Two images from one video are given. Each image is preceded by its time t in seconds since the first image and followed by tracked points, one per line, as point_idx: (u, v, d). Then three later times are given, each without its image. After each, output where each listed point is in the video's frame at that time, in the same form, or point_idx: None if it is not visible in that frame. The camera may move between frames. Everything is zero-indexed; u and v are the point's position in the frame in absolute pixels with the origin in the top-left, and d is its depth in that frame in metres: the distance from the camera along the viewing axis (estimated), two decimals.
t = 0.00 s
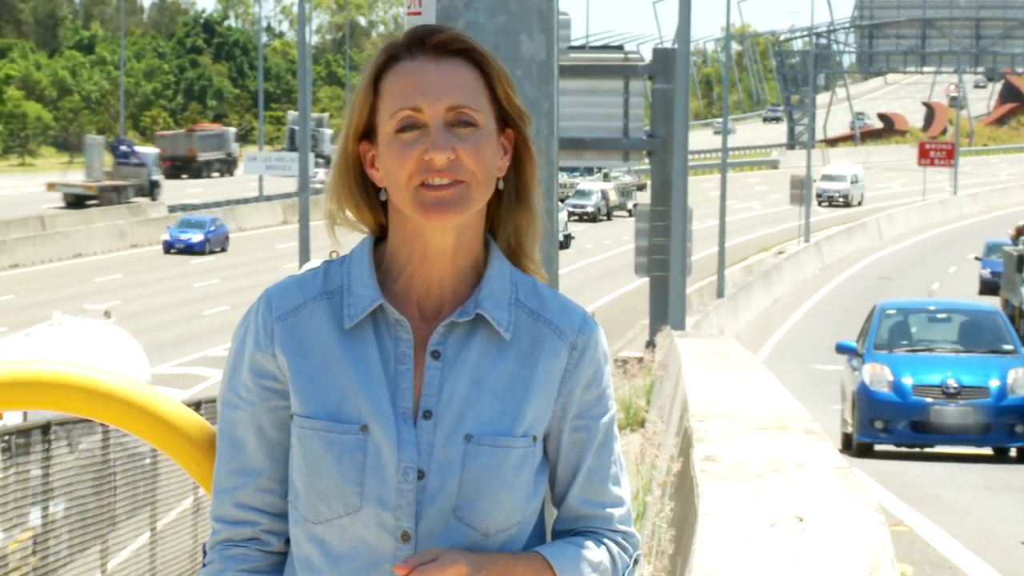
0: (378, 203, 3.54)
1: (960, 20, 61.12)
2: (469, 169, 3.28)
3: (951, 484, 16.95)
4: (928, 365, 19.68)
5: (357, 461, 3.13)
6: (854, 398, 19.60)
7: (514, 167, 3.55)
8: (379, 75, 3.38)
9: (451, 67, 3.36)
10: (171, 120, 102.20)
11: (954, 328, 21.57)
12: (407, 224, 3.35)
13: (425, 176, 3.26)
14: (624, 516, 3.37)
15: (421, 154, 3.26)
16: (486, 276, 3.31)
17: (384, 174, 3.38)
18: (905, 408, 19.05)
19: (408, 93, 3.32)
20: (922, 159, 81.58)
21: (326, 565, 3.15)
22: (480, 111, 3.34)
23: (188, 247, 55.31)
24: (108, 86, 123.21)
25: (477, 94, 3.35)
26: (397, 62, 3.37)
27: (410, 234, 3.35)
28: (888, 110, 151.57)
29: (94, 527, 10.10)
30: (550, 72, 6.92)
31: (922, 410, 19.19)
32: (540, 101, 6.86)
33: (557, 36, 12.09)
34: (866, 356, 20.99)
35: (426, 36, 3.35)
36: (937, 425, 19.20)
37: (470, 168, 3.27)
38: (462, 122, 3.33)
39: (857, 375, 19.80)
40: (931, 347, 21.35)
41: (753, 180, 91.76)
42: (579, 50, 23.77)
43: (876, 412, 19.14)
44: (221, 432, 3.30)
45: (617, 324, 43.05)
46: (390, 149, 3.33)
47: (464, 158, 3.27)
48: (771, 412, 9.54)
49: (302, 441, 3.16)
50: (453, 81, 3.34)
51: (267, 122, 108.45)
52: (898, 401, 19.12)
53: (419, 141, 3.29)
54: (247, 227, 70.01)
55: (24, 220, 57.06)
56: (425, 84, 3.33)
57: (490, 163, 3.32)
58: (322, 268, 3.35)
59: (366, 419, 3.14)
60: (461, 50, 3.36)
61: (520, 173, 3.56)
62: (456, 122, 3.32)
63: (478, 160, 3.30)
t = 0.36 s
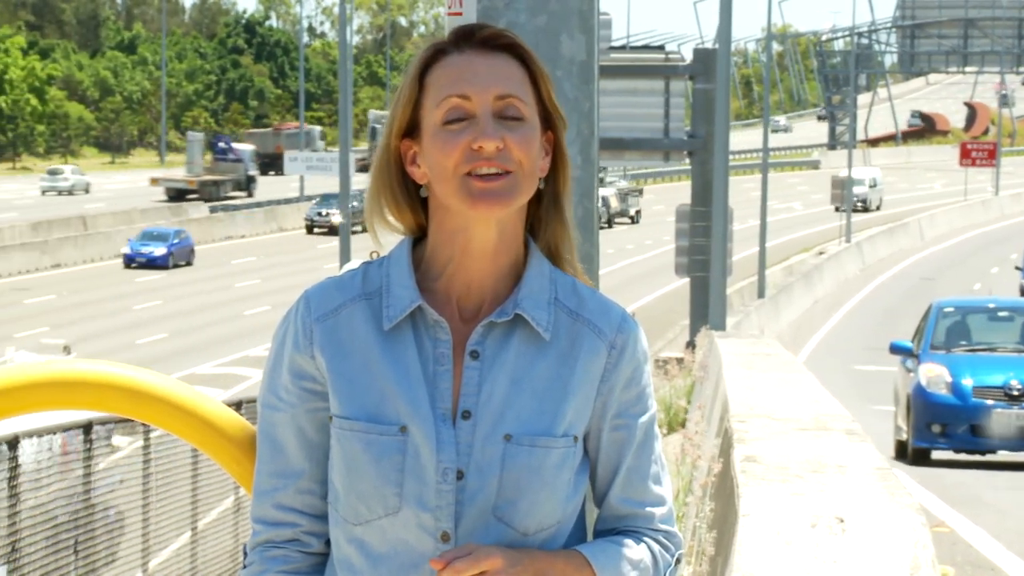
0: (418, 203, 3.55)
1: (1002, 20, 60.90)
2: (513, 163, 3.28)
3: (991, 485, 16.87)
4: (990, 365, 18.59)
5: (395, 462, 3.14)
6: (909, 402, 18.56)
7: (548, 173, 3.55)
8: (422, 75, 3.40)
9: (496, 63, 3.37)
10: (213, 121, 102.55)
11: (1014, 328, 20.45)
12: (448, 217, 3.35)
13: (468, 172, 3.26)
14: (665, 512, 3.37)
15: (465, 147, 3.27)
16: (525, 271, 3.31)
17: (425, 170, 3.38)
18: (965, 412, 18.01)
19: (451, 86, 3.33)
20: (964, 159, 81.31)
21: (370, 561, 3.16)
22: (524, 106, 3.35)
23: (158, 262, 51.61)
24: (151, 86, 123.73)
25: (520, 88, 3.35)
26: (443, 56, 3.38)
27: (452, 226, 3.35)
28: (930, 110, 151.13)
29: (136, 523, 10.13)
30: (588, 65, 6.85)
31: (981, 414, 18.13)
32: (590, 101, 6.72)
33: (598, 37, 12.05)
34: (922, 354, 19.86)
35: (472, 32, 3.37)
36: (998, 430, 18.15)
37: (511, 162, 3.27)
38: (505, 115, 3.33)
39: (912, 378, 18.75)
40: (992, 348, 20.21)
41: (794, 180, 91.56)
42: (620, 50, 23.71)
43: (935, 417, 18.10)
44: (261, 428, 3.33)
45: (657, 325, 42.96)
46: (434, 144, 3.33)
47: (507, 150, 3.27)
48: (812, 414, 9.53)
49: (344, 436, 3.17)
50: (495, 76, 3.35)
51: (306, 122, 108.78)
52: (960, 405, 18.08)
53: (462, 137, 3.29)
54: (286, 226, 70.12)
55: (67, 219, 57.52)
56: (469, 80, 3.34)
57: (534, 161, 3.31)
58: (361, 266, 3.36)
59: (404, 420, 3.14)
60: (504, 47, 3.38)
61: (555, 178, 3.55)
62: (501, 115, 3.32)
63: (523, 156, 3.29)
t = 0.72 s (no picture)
0: (459, 202, 3.56)
1: None
2: (553, 172, 3.28)
3: None
4: None
5: (432, 461, 3.14)
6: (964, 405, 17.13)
7: (587, 181, 3.54)
8: (462, 76, 3.40)
9: (538, 68, 3.36)
10: (250, 123, 103.01)
11: None
12: (488, 219, 3.35)
13: (510, 177, 3.26)
14: (701, 512, 3.37)
15: (507, 158, 3.27)
16: (561, 275, 3.31)
17: (466, 171, 3.39)
18: None
19: (491, 91, 3.33)
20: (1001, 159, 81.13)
21: (406, 562, 3.17)
22: (565, 110, 3.33)
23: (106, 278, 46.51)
24: (188, 87, 124.41)
25: (561, 95, 3.34)
26: (483, 61, 3.37)
27: (490, 228, 3.35)
28: (968, 111, 150.98)
29: (173, 523, 10.16)
30: (625, 67, 6.34)
31: None
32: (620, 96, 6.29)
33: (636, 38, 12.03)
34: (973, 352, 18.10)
35: (515, 37, 3.36)
36: None
37: (552, 171, 3.27)
38: (548, 120, 3.32)
39: (967, 379, 17.25)
40: None
41: (831, 180, 91.45)
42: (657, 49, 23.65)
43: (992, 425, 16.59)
44: (297, 431, 3.35)
45: (693, 325, 42.87)
46: (475, 148, 3.34)
47: (550, 158, 3.27)
48: (850, 415, 9.51)
49: (381, 437, 3.18)
50: (537, 77, 3.34)
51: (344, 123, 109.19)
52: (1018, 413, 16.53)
53: (503, 141, 3.30)
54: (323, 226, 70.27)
55: (104, 221, 58.02)
56: (511, 88, 3.33)
57: (574, 166, 3.30)
58: (399, 266, 3.37)
59: (444, 419, 3.15)
60: (548, 51, 3.37)
61: (592, 185, 3.54)
62: (543, 122, 3.31)
63: (565, 161, 3.29)
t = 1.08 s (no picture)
0: (511, 204, 3.54)
1: None
2: (604, 185, 3.27)
3: None
4: None
5: (482, 462, 3.15)
6: None
7: (640, 184, 3.51)
8: (516, 82, 3.38)
9: (594, 77, 3.33)
10: (291, 124, 103.34)
11: None
12: (536, 229, 3.36)
13: (557, 190, 3.27)
14: (748, 515, 3.35)
15: (555, 170, 3.27)
16: (612, 279, 3.30)
17: (516, 177, 3.38)
18: None
19: (543, 106, 3.32)
20: None
21: (452, 563, 3.17)
22: (617, 125, 3.32)
23: (43, 299, 41.48)
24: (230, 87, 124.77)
25: (613, 107, 3.32)
26: (534, 71, 3.35)
27: (540, 233, 3.35)
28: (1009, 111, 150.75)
29: (212, 523, 10.18)
30: (667, 72, 6.00)
31: None
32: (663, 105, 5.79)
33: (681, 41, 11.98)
34: None
35: (568, 49, 3.34)
36: None
37: (602, 185, 3.26)
38: (598, 134, 3.30)
39: None
40: None
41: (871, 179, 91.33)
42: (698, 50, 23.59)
43: None
44: (344, 431, 3.36)
45: (734, 326, 42.81)
46: (524, 160, 3.33)
47: (600, 172, 3.26)
48: (893, 416, 9.38)
49: (431, 436, 3.18)
50: (589, 91, 3.32)
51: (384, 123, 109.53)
52: None
53: (554, 154, 3.29)
54: (364, 226, 70.38)
55: (144, 221, 58.30)
56: (563, 101, 3.31)
57: (625, 173, 3.29)
58: (450, 266, 3.36)
59: (493, 420, 3.15)
60: (604, 62, 3.34)
61: (646, 186, 3.51)
62: (594, 137, 3.30)
63: (615, 169, 3.27)
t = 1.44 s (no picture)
0: (553, 203, 3.55)
1: None
2: (642, 186, 3.27)
3: None
4: None
5: (522, 464, 3.15)
6: None
7: (679, 187, 3.51)
8: (554, 84, 3.38)
9: (633, 77, 3.33)
10: (334, 123, 103.72)
11: None
12: (578, 226, 3.36)
13: (594, 191, 3.26)
14: (792, 515, 3.34)
15: (592, 171, 3.27)
16: (653, 275, 3.30)
17: (558, 175, 3.38)
18: None
19: (583, 105, 3.31)
20: None
21: (495, 564, 3.18)
22: (656, 124, 3.31)
23: None
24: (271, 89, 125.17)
25: (652, 109, 3.32)
26: (576, 71, 3.35)
27: (579, 235, 3.35)
28: None
29: (255, 524, 10.20)
30: (709, 70, 5.96)
31: None
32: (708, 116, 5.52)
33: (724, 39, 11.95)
34: None
35: (609, 46, 3.34)
36: None
37: (641, 184, 3.26)
38: (636, 138, 3.30)
39: None
40: None
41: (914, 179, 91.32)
42: (740, 49, 23.55)
43: None
44: (388, 432, 3.37)
45: (776, 326, 42.76)
46: (564, 160, 3.33)
47: (637, 174, 3.26)
48: (935, 417, 9.37)
49: (472, 441, 3.19)
50: (629, 92, 3.32)
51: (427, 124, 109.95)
52: None
53: (594, 153, 3.29)
54: (406, 226, 70.44)
55: (186, 222, 58.41)
56: (601, 101, 3.31)
57: (664, 176, 3.29)
58: (491, 269, 3.37)
59: (534, 421, 3.15)
60: (643, 62, 3.34)
61: (683, 189, 3.50)
62: (631, 139, 3.29)
63: (653, 171, 3.27)
